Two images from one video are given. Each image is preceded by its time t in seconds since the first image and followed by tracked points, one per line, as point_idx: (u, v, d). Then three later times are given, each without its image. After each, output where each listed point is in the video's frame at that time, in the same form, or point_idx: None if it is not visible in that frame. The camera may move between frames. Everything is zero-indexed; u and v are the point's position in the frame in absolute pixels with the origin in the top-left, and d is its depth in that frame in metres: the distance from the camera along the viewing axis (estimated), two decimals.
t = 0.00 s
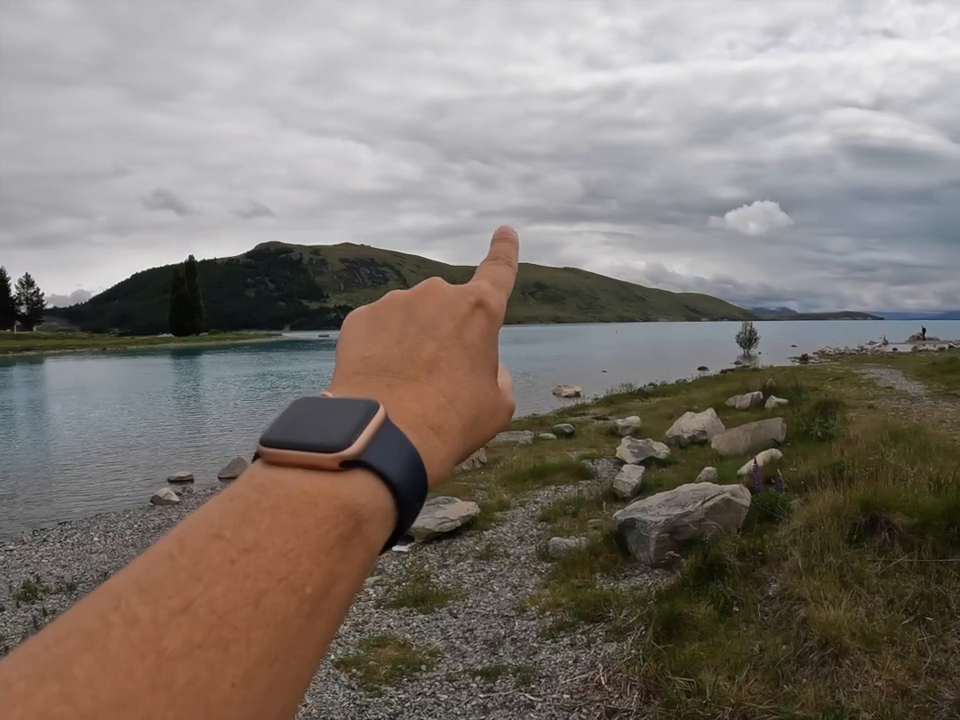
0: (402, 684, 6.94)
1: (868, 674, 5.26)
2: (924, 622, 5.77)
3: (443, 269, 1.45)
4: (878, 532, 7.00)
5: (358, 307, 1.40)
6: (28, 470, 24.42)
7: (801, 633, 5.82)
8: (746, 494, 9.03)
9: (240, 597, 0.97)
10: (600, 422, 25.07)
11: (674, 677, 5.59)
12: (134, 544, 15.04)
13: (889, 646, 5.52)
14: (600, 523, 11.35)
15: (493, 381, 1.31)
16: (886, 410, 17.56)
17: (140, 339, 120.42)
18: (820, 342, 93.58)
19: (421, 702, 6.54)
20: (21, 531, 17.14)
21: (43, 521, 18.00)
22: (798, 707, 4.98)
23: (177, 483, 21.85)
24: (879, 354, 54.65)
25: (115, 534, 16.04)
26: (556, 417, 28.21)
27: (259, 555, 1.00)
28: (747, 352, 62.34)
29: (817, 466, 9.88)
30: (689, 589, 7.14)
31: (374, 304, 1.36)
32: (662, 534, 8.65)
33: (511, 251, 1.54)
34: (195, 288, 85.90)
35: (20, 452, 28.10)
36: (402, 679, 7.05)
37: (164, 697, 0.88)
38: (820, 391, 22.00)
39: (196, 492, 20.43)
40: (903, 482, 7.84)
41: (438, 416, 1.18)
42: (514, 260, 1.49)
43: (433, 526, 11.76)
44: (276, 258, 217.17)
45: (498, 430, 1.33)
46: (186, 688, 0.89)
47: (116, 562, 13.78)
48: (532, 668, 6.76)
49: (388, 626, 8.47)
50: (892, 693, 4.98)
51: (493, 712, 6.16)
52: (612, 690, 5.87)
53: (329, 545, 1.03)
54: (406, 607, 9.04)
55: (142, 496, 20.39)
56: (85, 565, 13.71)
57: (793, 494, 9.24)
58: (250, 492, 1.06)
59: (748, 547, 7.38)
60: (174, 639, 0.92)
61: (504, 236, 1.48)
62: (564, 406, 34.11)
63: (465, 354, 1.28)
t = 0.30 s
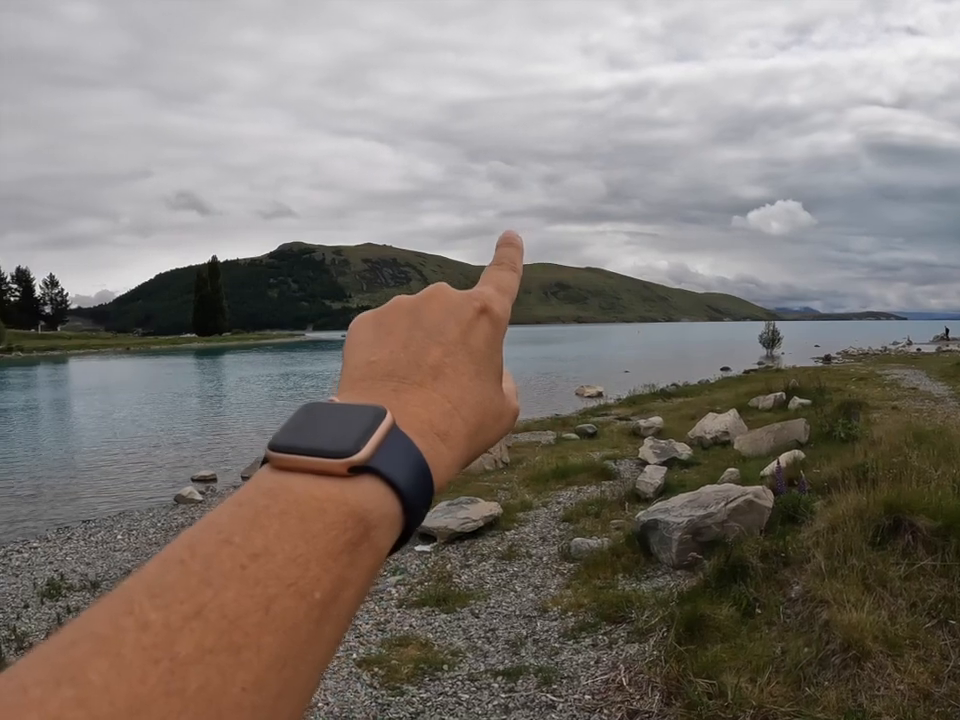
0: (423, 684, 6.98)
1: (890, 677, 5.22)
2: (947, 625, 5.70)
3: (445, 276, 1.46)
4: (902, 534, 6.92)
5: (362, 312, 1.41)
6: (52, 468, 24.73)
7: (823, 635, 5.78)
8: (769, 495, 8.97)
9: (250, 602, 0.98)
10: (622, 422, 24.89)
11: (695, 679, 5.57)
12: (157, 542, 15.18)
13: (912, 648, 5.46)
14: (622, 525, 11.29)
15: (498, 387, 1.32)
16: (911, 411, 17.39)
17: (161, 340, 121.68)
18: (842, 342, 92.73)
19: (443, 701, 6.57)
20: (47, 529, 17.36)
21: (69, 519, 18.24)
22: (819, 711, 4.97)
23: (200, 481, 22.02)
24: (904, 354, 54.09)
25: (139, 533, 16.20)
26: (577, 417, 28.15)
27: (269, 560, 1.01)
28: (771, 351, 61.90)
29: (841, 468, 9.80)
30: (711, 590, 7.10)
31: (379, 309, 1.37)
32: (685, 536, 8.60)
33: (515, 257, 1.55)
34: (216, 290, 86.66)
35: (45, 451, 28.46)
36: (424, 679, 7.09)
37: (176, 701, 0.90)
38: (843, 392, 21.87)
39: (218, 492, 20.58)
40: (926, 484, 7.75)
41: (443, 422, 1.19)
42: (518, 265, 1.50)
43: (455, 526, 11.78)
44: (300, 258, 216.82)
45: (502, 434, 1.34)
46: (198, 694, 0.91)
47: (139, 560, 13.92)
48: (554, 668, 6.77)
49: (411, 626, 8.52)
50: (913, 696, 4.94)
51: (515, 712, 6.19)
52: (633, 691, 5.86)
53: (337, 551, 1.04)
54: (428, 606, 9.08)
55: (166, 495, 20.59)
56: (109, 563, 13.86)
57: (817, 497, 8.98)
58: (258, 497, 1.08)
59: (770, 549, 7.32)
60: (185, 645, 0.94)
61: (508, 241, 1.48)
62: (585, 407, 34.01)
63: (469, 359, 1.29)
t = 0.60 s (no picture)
0: (446, 683, 6.99)
1: (915, 680, 5.16)
2: None
3: (443, 278, 1.46)
4: (927, 536, 6.84)
5: (360, 314, 1.41)
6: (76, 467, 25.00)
7: (846, 637, 5.73)
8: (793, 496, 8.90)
9: (248, 604, 0.98)
10: (646, 423, 24.57)
11: (718, 680, 5.52)
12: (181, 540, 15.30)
13: (937, 652, 5.39)
14: (646, 526, 11.22)
15: (496, 391, 1.31)
16: (937, 412, 17.27)
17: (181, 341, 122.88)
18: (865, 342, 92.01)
19: (465, 701, 6.58)
20: (73, 526, 17.55)
21: (94, 517, 18.43)
22: (842, 713, 4.95)
23: (225, 480, 22.15)
24: (931, 355, 53.54)
25: (163, 531, 16.33)
26: (601, 417, 28.09)
27: (266, 564, 1.00)
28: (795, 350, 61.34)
29: (866, 469, 9.69)
30: (735, 591, 7.06)
31: (377, 312, 1.37)
32: (709, 536, 8.53)
33: (514, 258, 1.54)
34: (237, 291, 87.38)
35: (71, 449, 28.81)
36: (446, 678, 7.10)
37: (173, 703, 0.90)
38: (868, 391, 21.72)
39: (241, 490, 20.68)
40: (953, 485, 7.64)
41: (440, 426, 1.19)
42: (516, 269, 1.49)
43: (478, 526, 11.79)
44: (322, 258, 216.87)
45: (499, 436, 1.33)
46: (196, 696, 0.91)
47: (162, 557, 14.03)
48: (576, 669, 6.78)
49: (434, 625, 8.59)
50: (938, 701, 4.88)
51: (537, 712, 6.19)
52: (656, 692, 5.83)
53: (335, 553, 1.04)
54: (451, 606, 9.11)
55: (190, 494, 20.76)
56: (133, 562, 13.96)
57: (840, 497, 9.13)
58: (256, 501, 1.08)
59: (795, 550, 7.25)
60: (185, 644, 0.94)
61: (504, 246, 1.49)
62: (608, 408, 33.77)
63: (466, 361, 1.29)
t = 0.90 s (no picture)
0: (468, 683, 7.19)
1: (939, 685, 5.20)
2: None
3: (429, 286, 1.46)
4: (953, 539, 6.87)
5: (346, 321, 1.42)
6: (90, 466, 25.12)
7: (871, 642, 5.83)
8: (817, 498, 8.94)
9: (230, 611, 0.98)
10: (669, 423, 24.90)
11: (741, 683, 5.71)
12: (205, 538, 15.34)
13: None
14: (669, 526, 11.25)
15: (479, 400, 1.32)
16: None
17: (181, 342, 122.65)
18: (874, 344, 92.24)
19: (487, 701, 6.79)
20: (95, 523, 17.69)
21: (116, 514, 18.56)
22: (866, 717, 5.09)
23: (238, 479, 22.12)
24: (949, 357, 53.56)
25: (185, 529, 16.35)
26: (624, 417, 28.27)
27: (248, 571, 1.01)
28: (815, 352, 61.08)
29: (891, 472, 9.71)
30: (759, 594, 7.19)
31: (361, 320, 1.38)
32: (732, 538, 8.62)
33: (498, 268, 1.55)
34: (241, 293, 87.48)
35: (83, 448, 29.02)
36: (468, 678, 7.31)
37: (153, 708, 0.91)
38: (893, 393, 21.80)
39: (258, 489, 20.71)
40: None
41: (423, 435, 1.20)
42: (501, 279, 1.50)
43: (501, 527, 11.88)
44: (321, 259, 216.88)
45: (482, 446, 1.34)
46: (176, 704, 0.92)
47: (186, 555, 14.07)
48: (598, 670, 6.97)
49: (457, 626, 8.80)
50: None
51: (559, 712, 6.42)
52: (678, 694, 6.04)
53: (316, 560, 1.04)
54: (473, 606, 9.29)
55: (209, 491, 20.79)
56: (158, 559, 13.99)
57: (865, 499, 9.12)
58: (239, 508, 1.08)
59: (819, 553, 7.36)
60: (166, 651, 0.94)
61: (490, 256, 1.49)
62: (630, 408, 33.90)
63: (449, 370, 1.29)
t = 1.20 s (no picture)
0: (492, 683, 7.30)
1: None
2: None
3: (406, 270, 1.46)
4: None
5: (324, 305, 1.42)
6: (107, 464, 25.28)
7: (898, 646, 5.87)
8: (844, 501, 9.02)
9: (200, 590, 0.98)
10: (694, 424, 25.18)
11: (766, 686, 5.85)
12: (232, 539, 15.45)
13: None
14: (694, 528, 11.30)
15: (456, 383, 1.32)
16: None
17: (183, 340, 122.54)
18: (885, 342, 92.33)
19: (511, 701, 6.90)
20: (119, 521, 17.80)
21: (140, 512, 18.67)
22: None
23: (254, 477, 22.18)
24: None
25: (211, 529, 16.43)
26: (650, 418, 28.50)
27: (220, 552, 1.01)
28: (836, 353, 60.76)
29: (918, 475, 9.74)
30: (785, 596, 7.33)
31: (338, 303, 1.37)
32: (758, 539, 8.77)
33: (478, 252, 1.54)
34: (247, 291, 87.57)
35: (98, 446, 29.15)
36: (493, 678, 7.41)
37: (124, 687, 0.91)
38: (920, 394, 21.87)
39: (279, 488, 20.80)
40: None
41: (400, 417, 1.20)
42: (480, 262, 1.49)
43: (526, 527, 11.94)
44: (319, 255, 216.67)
45: (461, 430, 1.34)
46: (143, 681, 0.92)
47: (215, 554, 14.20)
48: (623, 671, 7.10)
49: (481, 625, 8.88)
50: None
51: (584, 714, 6.54)
52: (703, 697, 6.20)
53: (288, 540, 1.04)
54: (498, 606, 9.35)
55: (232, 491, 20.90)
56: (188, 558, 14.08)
57: (892, 502, 9.20)
58: (211, 489, 1.08)
59: (846, 556, 7.49)
60: (135, 633, 0.94)
61: (469, 239, 1.48)
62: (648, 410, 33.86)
63: (424, 353, 1.29)
